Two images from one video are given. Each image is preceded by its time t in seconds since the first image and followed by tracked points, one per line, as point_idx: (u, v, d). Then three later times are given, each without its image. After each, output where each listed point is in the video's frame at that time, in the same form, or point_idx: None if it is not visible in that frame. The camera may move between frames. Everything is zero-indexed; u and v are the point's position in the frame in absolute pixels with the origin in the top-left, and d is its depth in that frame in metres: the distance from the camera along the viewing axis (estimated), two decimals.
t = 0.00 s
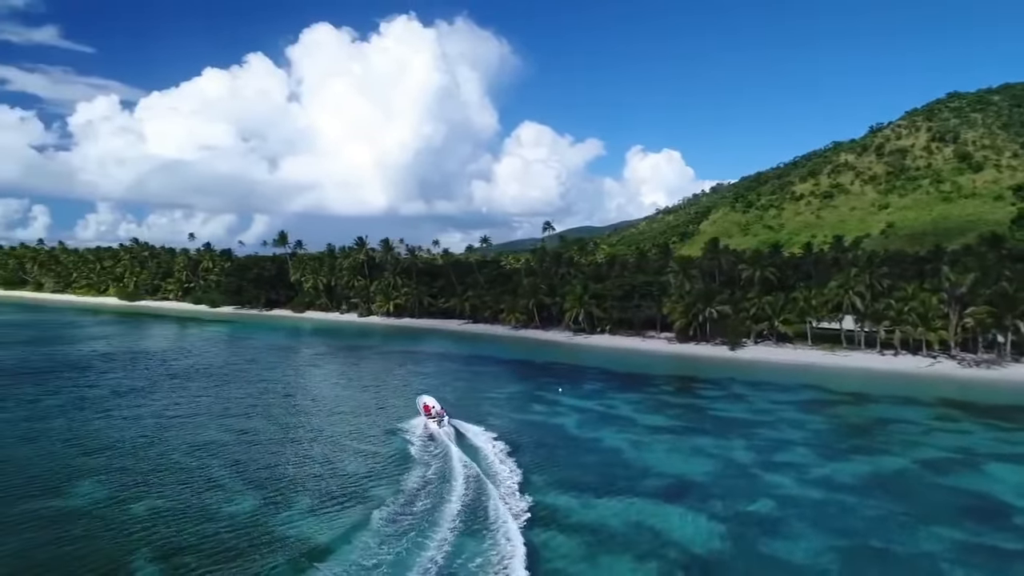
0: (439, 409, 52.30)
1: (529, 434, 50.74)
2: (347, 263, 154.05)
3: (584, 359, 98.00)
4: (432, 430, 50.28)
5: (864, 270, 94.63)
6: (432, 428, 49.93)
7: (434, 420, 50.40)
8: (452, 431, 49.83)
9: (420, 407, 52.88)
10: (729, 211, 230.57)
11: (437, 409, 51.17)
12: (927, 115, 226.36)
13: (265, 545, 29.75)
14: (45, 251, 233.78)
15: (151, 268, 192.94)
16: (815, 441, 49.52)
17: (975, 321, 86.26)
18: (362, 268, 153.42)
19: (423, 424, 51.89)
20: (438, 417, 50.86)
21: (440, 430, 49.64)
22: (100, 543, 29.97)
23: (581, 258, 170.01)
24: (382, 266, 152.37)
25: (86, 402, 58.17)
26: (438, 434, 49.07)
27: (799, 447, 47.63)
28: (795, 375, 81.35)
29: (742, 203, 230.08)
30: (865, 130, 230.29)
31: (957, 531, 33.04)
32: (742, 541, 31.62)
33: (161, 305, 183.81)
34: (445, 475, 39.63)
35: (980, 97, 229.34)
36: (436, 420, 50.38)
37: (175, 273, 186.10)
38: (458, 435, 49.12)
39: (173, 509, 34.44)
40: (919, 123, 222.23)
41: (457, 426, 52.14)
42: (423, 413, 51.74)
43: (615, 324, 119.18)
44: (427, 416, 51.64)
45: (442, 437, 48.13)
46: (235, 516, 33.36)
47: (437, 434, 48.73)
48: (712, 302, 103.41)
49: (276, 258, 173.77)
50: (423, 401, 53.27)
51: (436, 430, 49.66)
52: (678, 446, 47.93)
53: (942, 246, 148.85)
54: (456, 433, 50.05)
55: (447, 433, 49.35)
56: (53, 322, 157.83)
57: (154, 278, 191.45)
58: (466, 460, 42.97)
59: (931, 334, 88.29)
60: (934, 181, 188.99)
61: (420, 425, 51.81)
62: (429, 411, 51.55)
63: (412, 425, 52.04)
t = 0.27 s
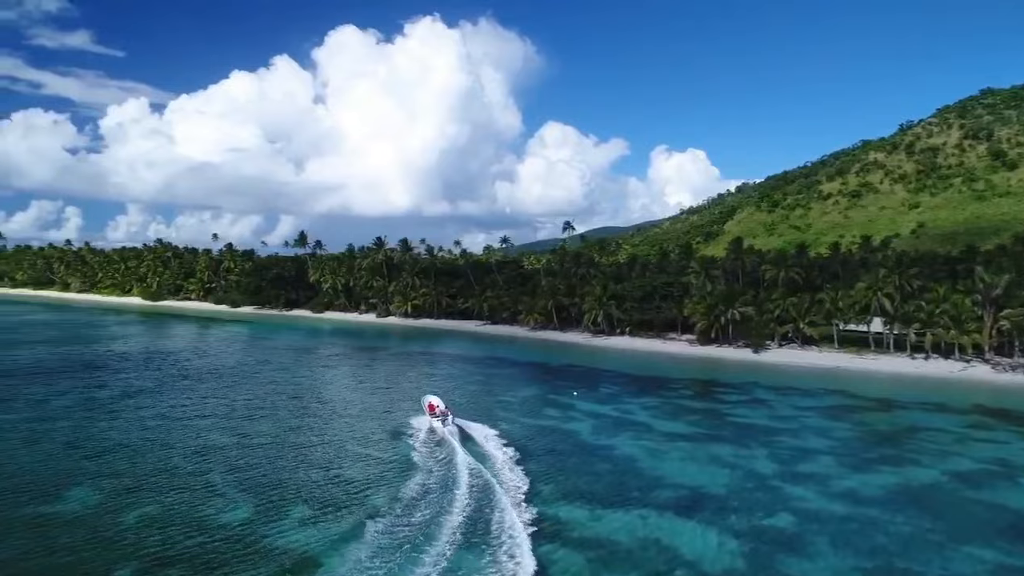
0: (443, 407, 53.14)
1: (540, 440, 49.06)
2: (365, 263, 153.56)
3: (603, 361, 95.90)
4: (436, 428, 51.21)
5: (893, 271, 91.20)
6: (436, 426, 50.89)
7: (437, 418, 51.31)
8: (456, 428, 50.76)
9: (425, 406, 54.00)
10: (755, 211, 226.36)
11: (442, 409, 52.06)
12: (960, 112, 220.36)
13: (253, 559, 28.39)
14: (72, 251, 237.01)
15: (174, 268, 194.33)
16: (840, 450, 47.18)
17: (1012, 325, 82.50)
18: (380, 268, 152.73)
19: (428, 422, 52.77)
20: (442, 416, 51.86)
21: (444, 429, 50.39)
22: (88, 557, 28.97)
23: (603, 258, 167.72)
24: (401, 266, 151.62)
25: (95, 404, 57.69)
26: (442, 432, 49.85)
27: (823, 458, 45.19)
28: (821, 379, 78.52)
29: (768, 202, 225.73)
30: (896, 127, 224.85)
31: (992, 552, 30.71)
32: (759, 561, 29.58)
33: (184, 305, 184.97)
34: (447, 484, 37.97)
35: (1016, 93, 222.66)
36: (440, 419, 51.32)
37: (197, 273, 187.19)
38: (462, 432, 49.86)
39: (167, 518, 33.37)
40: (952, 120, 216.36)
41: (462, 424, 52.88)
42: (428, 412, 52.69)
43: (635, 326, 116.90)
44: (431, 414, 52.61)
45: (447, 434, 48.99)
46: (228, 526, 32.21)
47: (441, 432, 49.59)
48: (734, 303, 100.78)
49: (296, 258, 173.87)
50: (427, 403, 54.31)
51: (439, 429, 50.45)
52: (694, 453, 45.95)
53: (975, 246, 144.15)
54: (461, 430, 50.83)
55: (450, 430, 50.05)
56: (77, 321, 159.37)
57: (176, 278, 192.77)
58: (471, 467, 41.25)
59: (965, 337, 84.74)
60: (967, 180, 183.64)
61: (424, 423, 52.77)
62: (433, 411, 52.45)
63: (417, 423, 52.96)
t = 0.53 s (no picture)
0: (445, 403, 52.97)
1: (550, 446, 47.31)
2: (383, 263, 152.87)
3: (621, 364, 93.79)
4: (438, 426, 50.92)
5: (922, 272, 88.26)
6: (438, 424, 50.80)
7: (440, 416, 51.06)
8: (459, 427, 50.63)
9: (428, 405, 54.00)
10: (779, 210, 222.19)
11: (446, 407, 51.34)
12: (993, 108, 214.42)
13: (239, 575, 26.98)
14: (97, 251, 239.68)
15: (195, 268, 195.42)
16: (866, 460, 44.79)
17: None
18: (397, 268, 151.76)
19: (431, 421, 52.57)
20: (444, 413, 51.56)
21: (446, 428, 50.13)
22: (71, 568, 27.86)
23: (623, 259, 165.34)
24: (418, 266, 150.73)
25: (102, 406, 57.11)
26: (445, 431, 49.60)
27: (848, 468, 42.85)
28: (847, 383, 75.71)
29: (793, 201, 221.49)
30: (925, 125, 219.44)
31: None
32: None
33: (204, 305, 185.62)
34: (447, 493, 36.36)
35: None
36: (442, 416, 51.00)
37: (218, 273, 187.80)
38: (466, 433, 49.64)
39: (158, 528, 32.16)
40: (984, 117, 210.58)
41: (466, 424, 52.75)
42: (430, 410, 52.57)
43: (654, 327, 114.55)
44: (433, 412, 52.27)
45: (450, 433, 48.89)
46: (219, 536, 30.96)
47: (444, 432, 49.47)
48: (756, 304, 98.07)
49: (315, 258, 173.77)
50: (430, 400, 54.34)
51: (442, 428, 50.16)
52: (711, 463, 43.90)
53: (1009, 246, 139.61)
54: (464, 429, 50.73)
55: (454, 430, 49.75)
56: (99, 321, 160.45)
57: (197, 278, 193.76)
58: (475, 476, 39.58)
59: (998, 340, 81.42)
60: (999, 178, 178.34)
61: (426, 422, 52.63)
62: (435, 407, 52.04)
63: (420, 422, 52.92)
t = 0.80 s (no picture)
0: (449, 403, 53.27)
1: (558, 453, 45.75)
2: (397, 264, 152.10)
3: (636, 366, 91.91)
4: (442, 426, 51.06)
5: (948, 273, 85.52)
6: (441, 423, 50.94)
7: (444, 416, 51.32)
8: (461, 427, 50.65)
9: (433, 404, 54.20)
10: (800, 210, 218.46)
11: (448, 407, 51.82)
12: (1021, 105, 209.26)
13: None
14: (117, 251, 241.64)
15: (212, 269, 196.10)
16: (889, 470, 42.68)
17: None
18: (411, 268, 150.87)
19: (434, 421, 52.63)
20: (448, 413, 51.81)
21: (448, 426, 50.25)
22: None
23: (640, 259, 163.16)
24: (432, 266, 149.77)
25: (105, 408, 56.45)
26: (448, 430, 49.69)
27: (870, 479, 40.83)
28: (869, 388, 73.22)
29: (814, 201, 217.69)
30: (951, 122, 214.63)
31: None
32: None
33: (220, 305, 186.08)
34: (445, 501, 34.98)
35: None
36: (446, 417, 51.25)
37: (234, 273, 188.19)
38: (468, 432, 49.68)
39: (145, 538, 31.02)
40: (1012, 114, 205.51)
41: (468, 424, 52.82)
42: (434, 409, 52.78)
43: (670, 329, 112.44)
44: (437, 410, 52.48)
45: (453, 433, 48.90)
46: (206, 547, 29.80)
47: (445, 431, 49.53)
48: (775, 306, 95.71)
49: (330, 258, 173.46)
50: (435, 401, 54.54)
51: (444, 427, 50.28)
52: (725, 472, 42.03)
53: None
54: (466, 429, 50.76)
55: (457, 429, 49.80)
56: (116, 321, 161.12)
57: (214, 278, 194.36)
58: (475, 483, 38.05)
59: None
60: None
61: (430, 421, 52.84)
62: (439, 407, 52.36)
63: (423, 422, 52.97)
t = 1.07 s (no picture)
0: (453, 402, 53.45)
1: (566, 461, 43.85)
2: (413, 264, 151.09)
3: (653, 369, 89.64)
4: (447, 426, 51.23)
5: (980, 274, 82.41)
6: (444, 422, 51.14)
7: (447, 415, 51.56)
8: (464, 426, 50.61)
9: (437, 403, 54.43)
10: (824, 209, 214.06)
11: (452, 406, 52.01)
12: None
13: None
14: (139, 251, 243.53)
15: (230, 269, 196.63)
16: (918, 483, 40.19)
17: None
18: (427, 268, 149.70)
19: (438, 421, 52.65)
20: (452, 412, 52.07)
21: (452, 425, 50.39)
22: None
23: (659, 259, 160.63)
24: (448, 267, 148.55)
25: (107, 411, 55.54)
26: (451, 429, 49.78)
27: (896, 492, 38.42)
28: (895, 393, 70.34)
29: (839, 200, 213.20)
30: (981, 119, 209.16)
31: None
32: None
33: (238, 305, 186.38)
34: (442, 512, 33.25)
35: None
36: (449, 415, 51.50)
37: (252, 273, 188.44)
38: (471, 431, 49.78)
39: (127, 552, 29.62)
40: None
41: (471, 423, 52.85)
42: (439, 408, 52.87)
43: (689, 331, 109.92)
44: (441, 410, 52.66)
45: (455, 432, 48.88)
46: (189, 561, 28.44)
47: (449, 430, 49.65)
48: (798, 307, 92.37)
49: (346, 258, 172.88)
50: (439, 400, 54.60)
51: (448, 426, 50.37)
52: (742, 483, 39.82)
53: None
54: (470, 427, 50.77)
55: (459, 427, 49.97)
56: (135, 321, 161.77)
57: (232, 278, 194.77)
58: (478, 492, 36.19)
59: None
60: None
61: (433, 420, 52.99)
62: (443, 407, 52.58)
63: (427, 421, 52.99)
